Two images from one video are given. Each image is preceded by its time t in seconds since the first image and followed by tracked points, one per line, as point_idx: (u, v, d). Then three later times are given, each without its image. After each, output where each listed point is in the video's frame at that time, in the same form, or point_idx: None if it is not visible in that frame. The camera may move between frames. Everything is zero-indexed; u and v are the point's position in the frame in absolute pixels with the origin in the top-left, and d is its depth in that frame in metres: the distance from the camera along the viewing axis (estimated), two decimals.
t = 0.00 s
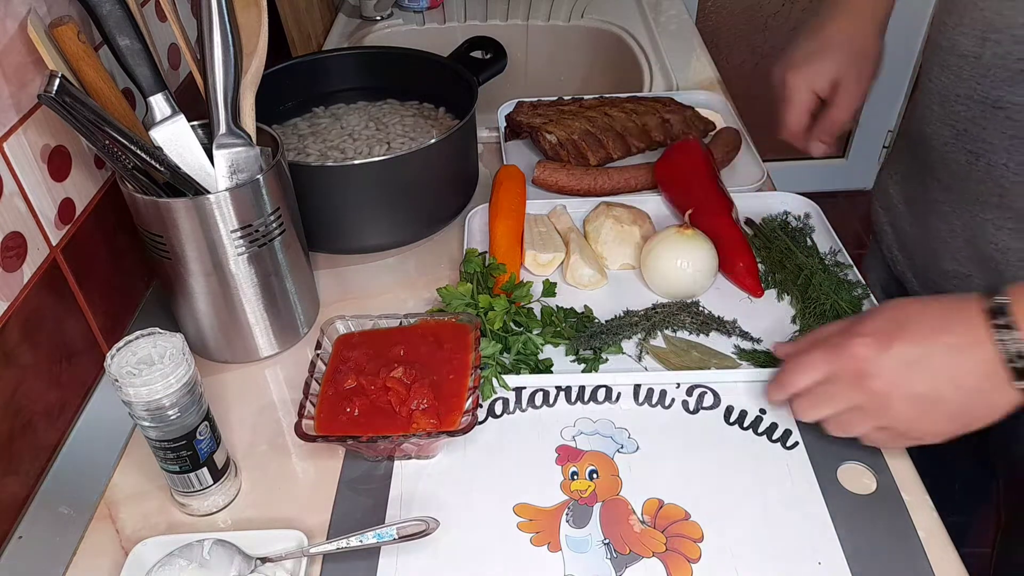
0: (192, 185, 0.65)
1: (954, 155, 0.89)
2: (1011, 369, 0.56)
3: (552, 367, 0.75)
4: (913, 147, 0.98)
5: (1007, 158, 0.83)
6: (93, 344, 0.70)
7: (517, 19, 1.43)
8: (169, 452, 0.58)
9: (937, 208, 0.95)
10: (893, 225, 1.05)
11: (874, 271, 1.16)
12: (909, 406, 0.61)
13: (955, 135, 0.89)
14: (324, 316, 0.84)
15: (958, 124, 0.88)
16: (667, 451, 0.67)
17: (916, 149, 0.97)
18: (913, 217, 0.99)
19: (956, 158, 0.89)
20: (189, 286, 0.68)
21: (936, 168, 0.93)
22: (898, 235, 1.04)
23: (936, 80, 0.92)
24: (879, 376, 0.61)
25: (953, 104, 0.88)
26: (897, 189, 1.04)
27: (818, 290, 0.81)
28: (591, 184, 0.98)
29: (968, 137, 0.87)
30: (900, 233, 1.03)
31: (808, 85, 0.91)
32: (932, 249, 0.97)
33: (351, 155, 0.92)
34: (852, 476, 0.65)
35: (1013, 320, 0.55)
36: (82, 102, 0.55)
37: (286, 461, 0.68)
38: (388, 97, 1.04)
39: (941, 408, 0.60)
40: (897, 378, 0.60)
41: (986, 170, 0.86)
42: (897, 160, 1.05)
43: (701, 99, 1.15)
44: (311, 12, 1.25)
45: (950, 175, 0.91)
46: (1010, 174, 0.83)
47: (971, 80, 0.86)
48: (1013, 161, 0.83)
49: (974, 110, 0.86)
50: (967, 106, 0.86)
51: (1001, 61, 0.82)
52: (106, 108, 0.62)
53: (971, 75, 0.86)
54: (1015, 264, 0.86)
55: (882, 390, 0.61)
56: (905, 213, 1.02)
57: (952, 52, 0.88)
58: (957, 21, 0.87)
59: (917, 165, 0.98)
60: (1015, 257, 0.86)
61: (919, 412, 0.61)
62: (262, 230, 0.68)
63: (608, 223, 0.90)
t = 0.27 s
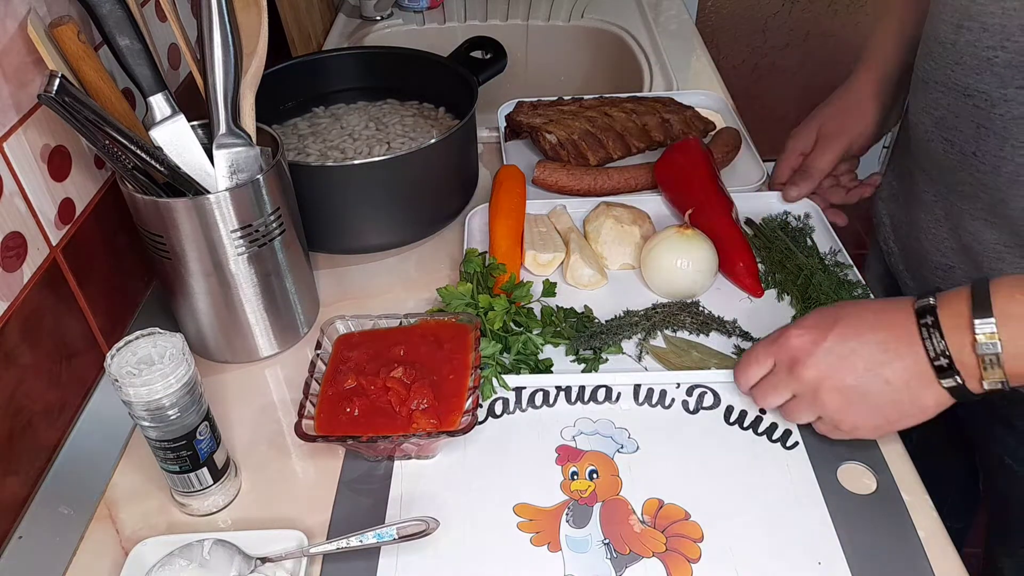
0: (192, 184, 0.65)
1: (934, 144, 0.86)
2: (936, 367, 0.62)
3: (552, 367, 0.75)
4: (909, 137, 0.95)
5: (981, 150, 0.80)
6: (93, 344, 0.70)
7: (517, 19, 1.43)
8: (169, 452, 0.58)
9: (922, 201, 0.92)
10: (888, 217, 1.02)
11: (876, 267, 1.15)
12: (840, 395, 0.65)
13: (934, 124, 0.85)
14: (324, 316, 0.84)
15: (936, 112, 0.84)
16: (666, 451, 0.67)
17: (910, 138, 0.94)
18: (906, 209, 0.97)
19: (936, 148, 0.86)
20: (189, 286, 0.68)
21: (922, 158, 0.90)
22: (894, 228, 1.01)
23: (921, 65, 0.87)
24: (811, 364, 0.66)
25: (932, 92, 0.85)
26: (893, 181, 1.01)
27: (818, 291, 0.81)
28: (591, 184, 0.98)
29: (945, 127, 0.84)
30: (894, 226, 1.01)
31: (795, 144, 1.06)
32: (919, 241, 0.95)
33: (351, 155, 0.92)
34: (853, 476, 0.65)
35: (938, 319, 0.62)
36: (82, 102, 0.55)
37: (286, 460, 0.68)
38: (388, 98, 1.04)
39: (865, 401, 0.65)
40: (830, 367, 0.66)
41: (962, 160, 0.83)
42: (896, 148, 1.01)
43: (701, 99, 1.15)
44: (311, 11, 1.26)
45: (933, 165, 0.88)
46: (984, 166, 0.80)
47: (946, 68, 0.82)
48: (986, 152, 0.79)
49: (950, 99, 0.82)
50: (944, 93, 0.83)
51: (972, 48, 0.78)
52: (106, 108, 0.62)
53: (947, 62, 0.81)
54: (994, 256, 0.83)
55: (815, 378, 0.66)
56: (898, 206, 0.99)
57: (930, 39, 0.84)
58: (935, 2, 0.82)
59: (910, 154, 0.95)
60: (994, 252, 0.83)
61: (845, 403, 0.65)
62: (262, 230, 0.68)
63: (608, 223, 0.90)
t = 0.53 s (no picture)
0: (192, 184, 0.65)
1: (950, 153, 0.86)
2: (941, 382, 0.61)
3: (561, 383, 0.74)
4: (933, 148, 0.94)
5: (994, 159, 0.79)
6: (93, 344, 0.70)
7: (517, 19, 1.43)
8: (169, 452, 0.58)
9: (940, 210, 0.92)
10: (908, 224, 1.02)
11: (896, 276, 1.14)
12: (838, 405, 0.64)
13: (950, 132, 0.85)
14: (324, 316, 0.84)
15: (953, 118, 0.84)
16: (666, 450, 0.67)
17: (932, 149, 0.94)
18: (924, 216, 0.97)
19: (952, 156, 0.86)
20: (189, 286, 0.68)
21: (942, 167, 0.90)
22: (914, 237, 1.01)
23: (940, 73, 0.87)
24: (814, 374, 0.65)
25: (949, 99, 0.84)
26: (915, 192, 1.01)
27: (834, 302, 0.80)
28: (591, 185, 0.98)
29: (960, 134, 0.83)
30: (914, 236, 1.00)
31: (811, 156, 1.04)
32: (935, 250, 0.94)
33: (351, 155, 0.92)
34: (852, 476, 0.65)
35: (946, 332, 0.61)
36: (83, 102, 0.55)
37: (286, 460, 0.68)
38: (388, 98, 1.04)
39: (866, 413, 0.63)
40: (831, 374, 0.65)
41: (976, 168, 0.82)
42: (920, 156, 1.01)
43: (701, 99, 1.15)
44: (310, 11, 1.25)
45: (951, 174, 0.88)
46: (997, 176, 0.80)
47: (961, 74, 0.81)
48: (998, 161, 0.79)
49: (965, 105, 0.82)
50: (960, 99, 0.82)
51: (988, 53, 0.77)
52: (106, 108, 0.62)
53: (962, 68, 0.81)
54: (1006, 268, 0.82)
55: (816, 386, 0.65)
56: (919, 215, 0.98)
57: (951, 44, 0.83)
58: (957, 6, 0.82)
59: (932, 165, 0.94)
60: (1006, 265, 0.82)
61: (847, 413, 0.64)
62: (262, 230, 0.68)
63: (616, 233, 0.90)
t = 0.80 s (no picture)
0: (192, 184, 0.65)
1: (985, 170, 0.84)
2: (993, 451, 0.55)
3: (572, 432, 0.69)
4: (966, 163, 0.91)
5: None
6: (93, 345, 0.70)
7: (517, 19, 1.43)
8: (169, 452, 0.58)
9: (970, 223, 0.88)
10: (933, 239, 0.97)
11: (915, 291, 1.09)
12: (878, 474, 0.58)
13: (986, 150, 0.83)
14: (325, 316, 0.84)
15: (988, 133, 0.82)
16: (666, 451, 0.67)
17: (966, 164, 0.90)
18: (952, 230, 0.92)
19: (986, 173, 0.83)
20: (189, 286, 0.68)
21: (972, 183, 0.87)
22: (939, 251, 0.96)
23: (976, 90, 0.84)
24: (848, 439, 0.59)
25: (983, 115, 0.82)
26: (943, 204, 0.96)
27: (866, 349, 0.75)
28: (591, 185, 0.98)
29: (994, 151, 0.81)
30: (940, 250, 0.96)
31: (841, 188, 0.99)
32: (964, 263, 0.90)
33: (351, 155, 0.92)
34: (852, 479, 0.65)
35: (998, 397, 0.55)
36: (82, 102, 0.55)
37: (285, 461, 0.68)
38: (388, 98, 1.04)
39: (907, 484, 0.57)
40: (867, 442, 0.58)
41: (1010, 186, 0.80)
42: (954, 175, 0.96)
43: (701, 100, 1.15)
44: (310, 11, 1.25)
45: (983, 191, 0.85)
46: None
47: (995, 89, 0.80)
48: None
49: (1000, 121, 0.80)
50: (995, 115, 0.80)
51: None
52: (106, 108, 0.62)
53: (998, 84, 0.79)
54: None
55: (852, 454, 0.59)
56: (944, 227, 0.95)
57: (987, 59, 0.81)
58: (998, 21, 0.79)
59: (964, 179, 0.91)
60: None
61: (887, 483, 0.58)
62: (262, 230, 0.68)
63: (635, 265, 0.85)
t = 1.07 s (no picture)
0: (191, 184, 0.65)
1: None
2: None
3: (576, 477, 0.65)
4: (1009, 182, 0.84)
5: None
6: (92, 345, 0.70)
7: (517, 18, 1.43)
8: (169, 453, 0.58)
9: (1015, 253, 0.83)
10: (969, 262, 0.93)
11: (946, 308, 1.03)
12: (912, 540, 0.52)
13: None
14: (325, 316, 0.83)
15: None
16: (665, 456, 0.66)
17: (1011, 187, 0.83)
18: (993, 257, 0.87)
19: None
20: (189, 286, 0.68)
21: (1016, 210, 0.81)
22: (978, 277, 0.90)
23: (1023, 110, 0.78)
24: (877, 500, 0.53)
25: None
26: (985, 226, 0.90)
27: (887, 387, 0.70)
28: (591, 184, 0.98)
29: None
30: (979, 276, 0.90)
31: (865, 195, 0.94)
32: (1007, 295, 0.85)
33: (351, 155, 0.91)
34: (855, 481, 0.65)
35: None
36: (81, 102, 0.55)
37: (285, 461, 0.68)
38: (388, 97, 1.04)
39: (943, 553, 0.51)
40: (902, 504, 0.52)
41: None
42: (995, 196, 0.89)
43: (702, 99, 1.15)
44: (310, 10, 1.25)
45: None
46: None
47: None
48: None
49: None
50: None
51: None
52: (106, 107, 0.62)
53: None
54: None
55: (884, 517, 0.53)
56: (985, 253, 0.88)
57: None
58: None
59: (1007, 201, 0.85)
60: None
61: (921, 550, 0.52)
62: (262, 229, 0.68)
63: (640, 293, 0.80)
